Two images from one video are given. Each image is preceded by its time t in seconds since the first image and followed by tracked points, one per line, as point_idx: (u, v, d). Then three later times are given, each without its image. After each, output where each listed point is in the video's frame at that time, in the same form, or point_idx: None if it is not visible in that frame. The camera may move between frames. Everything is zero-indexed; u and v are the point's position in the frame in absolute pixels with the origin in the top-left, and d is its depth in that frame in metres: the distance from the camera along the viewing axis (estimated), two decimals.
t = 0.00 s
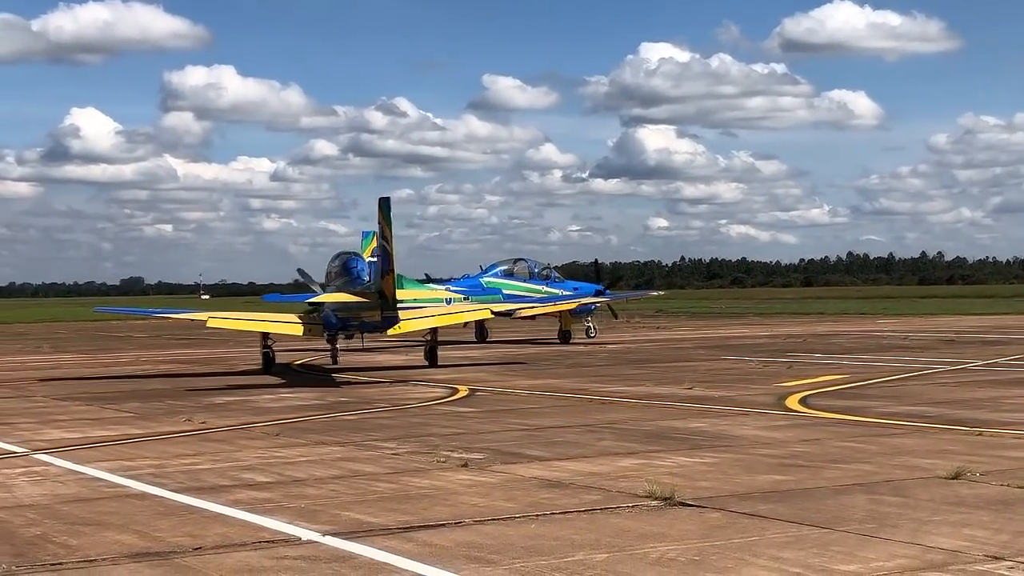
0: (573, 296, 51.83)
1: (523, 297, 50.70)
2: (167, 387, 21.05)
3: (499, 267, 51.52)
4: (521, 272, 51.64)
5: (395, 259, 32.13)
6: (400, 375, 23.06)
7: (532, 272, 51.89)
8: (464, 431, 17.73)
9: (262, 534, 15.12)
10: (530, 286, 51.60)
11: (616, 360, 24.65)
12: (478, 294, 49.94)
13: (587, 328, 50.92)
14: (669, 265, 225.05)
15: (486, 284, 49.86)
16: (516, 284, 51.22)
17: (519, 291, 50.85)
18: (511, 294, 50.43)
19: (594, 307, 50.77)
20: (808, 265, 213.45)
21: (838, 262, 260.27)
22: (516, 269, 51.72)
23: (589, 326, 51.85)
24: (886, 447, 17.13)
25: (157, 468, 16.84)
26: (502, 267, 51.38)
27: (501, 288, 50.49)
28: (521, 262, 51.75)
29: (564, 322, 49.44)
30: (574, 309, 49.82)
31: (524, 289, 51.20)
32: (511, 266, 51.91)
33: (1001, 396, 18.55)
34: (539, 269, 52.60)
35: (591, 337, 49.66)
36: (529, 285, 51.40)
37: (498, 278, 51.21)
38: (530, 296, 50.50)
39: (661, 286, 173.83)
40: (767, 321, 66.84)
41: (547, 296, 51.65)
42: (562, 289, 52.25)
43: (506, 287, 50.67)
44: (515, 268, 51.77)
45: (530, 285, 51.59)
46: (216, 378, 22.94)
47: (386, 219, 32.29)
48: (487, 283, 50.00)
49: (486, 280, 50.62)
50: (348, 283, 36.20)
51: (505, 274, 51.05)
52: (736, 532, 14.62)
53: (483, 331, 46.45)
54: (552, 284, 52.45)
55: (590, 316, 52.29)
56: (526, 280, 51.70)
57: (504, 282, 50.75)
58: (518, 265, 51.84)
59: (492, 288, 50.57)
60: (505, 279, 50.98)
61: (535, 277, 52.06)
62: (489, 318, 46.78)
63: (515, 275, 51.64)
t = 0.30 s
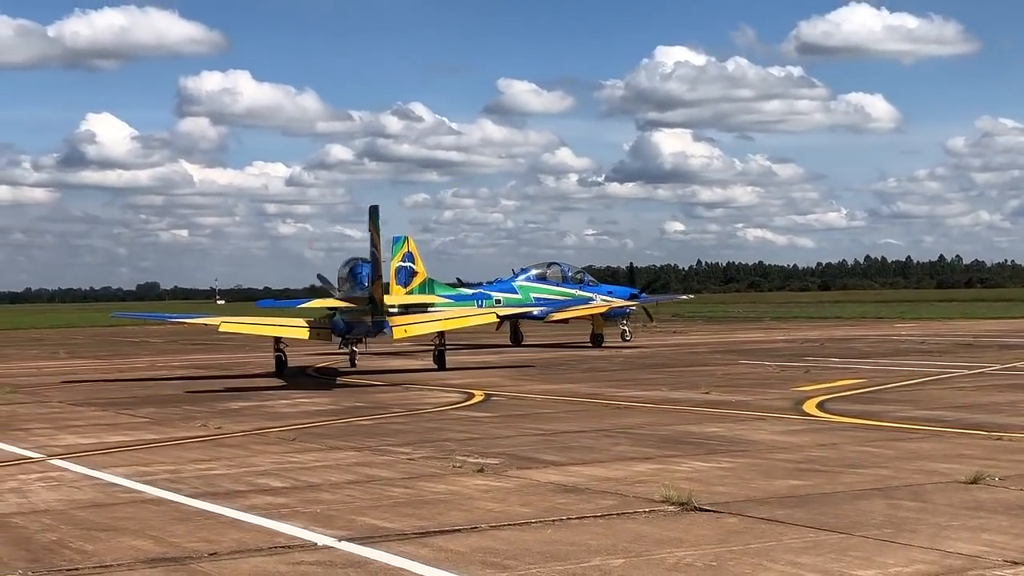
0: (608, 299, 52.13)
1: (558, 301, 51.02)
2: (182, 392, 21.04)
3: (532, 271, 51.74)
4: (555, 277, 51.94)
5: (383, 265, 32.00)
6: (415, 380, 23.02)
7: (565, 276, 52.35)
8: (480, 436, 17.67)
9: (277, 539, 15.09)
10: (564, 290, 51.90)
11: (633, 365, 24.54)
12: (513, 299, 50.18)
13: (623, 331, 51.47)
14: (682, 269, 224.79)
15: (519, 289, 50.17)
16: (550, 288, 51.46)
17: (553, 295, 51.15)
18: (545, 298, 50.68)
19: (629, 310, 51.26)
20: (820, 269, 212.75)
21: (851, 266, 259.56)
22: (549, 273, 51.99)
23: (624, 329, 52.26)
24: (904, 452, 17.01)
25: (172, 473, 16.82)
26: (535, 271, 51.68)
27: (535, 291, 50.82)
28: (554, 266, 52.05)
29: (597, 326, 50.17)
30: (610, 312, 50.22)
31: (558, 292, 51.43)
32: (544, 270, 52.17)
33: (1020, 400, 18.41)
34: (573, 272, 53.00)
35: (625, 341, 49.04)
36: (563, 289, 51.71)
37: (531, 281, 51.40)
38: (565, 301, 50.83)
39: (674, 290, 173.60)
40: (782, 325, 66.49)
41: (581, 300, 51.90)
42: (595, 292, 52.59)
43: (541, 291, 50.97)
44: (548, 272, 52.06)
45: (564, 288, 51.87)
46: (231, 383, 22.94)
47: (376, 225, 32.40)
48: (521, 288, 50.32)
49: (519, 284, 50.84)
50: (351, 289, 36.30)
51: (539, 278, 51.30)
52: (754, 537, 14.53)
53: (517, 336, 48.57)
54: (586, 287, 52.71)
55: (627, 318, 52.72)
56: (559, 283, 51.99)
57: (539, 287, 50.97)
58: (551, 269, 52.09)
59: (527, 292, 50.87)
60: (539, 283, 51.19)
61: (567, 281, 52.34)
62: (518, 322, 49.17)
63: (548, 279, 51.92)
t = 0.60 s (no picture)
0: (629, 312, 52.38)
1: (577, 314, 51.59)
2: (184, 405, 21.02)
3: (553, 283, 52.51)
4: (576, 289, 52.45)
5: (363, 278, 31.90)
6: (418, 393, 23.00)
7: (586, 288, 52.77)
8: (482, 450, 17.64)
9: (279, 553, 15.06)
10: (584, 302, 52.36)
11: (635, 377, 24.53)
12: (533, 309, 50.92)
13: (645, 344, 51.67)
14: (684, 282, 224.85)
15: (539, 301, 51.03)
16: (570, 301, 52.14)
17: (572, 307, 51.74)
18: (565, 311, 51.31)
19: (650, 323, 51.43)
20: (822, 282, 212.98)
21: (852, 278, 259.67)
22: (569, 285, 52.59)
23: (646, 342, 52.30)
24: (907, 465, 16.99)
25: (173, 487, 16.79)
26: (555, 284, 52.37)
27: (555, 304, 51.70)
28: (575, 278, 52.58)
29: (615, 338, 50.43)
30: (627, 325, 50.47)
31: (577, 304, 52.11)
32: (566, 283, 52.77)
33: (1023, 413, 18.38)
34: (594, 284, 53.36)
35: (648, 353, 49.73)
36: (583, 301, 52.26)
37: (551, 294, 52.13)
38: (584, 313, 51.45)
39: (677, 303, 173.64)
40: (784, 339, 66.49)
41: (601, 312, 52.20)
42: (617, 304, 52.86)
43: (561, 303, 51.73)
44: (569, 284, 52.64)
45: (584, 301, 52.36)
46: (233, 395, 22.92)
47: (357, 240, 32.53)
48: (541, 300, 51.10)
49: (540, 296, 51.64)
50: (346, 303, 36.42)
51: (559, 291, 52.05)
52: (756, 551, 14.51)
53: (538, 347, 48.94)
54: (607, 300, 52.99)
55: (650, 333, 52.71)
56: (580, 296, 52.47)
57: (558, 299, 51.76)
58: (572, 282, 52.65)
59: (546, 304, 51.76)
60: (559, 296, 51.97)
61: (588, 293, 52.72)
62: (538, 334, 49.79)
63: (568, 292, 52.50)
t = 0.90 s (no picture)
0: (637, 329, 53.21)
1: (586, 330, 52.28)
2: (172, 421, 20.96)
3: (561, 300, 52.95)
4: (583, 306, 52.89)
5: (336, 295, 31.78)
6: (407, 409, 22.97)
7: (594, 304, 53.22)
8: (471, 466, 17.61)
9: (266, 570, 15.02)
10: (592, 319, 52.86)
11: (624, 394, 24.55)
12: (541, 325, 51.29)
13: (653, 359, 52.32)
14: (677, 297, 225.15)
15: (547, 317, 51.48)
16: (579, 317, 52.54)
17: (580, 324, 52.17)
18: (572, 327, 51.81)
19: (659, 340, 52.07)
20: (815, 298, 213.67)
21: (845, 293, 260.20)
22: (578, 301, 52.88)
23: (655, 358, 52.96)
24: (895, 483, 17.00)
25: (161, 504, 16.74)
26: (564, 300, 52.67)
27: (563, 320, 51.95)
28: (583, 295, 52.93)
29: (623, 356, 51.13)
30: (634, 341, 51.00)
31: (585, 321, 52.39)
32: (573, 299, 53.07)
33: (1011, 431, 18.43)
34: (601, 301, 53.81)
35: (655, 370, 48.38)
36: (590, 318, 52.63)
37: (560, 310, 52.45)
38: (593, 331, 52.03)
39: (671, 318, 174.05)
40: (775, 355, 66.71)
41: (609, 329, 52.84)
42: (624, 321, 53.51)
43: (568, 319, 52.08)
44: (577, 301, 53.03)
45: (592, 318, 52.84)
46: (222, 411, 22.86)
47: (330, 258, 32.53)
48: (549, 317, 51.41)
49: (548, 312, 51.99)
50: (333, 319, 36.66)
51: (567, 308, 52.36)
52: (745, 569, 14.50)
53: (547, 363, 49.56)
54: (615, 316, 53.66)
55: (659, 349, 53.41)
56: (587, 313, 52.88)
57: (567, 316, 52.05)
58: (580, 298, 53.04)
59: (555, 319, 52.11)
60: (567, 312, 52.29)
61: (596, 310, 53.26)
62: (548, 352, 50.47)
63: (576, 308, 52.82)
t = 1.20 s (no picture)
0: (635, 342, 53.81)
1: (585, 344, 52.88)
2: (150, 436, 20.92)
3: (560, 314, 53.49)
4: (581, 321, 53.44)
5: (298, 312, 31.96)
6: (385, 424, 22.98)
7: (593, 319, 53.79)
8: (449, 481, 17.59)
9: None
10: (591, 333, 53.36)
11: (603, 409, 24.62)
12: (538, 340, 51.93)
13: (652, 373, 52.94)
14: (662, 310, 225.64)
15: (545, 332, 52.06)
16: (577, 331, 53.07)
17: (578, 338, 52.82)
18: (571, 341, 52.59)
19: (656, 354, 53.35)
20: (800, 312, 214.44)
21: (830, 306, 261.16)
22: (575, 316, 53.38)
23: (655, 373, 53.59)
24: (872, 499, 17.02)
25: (138, 519, 16.66)
26: (561, 315, 53.23)
27: (560, 334, 52.65)
28: (581, 310, 53.52)
29: (621, 369, 51.90)
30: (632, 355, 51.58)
31: (585, 335, 53.02)
32: (571, 314, 53.61)
33: (987, 447, 18.53)
34: (600, 315, 54.33)
35: (657, 383, 49.83)
36: (589, 332, 53.16)
37: (557, 324, 53.09)
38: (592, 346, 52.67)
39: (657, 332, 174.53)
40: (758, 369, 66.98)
41: (607, 343, 53.35)
42: (622, 334, 54.01)
43: (567, 333, 52.76)
44: (575, 315, 53.52)
45: (591, 332, 53.35)
46: (201, 426, 22.83)
47: (295, 272, 32.80)
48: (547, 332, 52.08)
49: (546, 327, 52.63)
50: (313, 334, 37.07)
51: (565, 323, 53.00)
52: None
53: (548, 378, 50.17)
54: (614, 330, 54.14)
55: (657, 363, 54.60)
56: (585, 327, 53.42)
57: (565, 330, 52.74)
58: (578, 313, 53.61)
59: (553, 334, 52.74)
60: (565, 326, 52.89)
61: (594, 324, 53.77)
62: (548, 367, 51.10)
63: (574, 323, 53.37)
